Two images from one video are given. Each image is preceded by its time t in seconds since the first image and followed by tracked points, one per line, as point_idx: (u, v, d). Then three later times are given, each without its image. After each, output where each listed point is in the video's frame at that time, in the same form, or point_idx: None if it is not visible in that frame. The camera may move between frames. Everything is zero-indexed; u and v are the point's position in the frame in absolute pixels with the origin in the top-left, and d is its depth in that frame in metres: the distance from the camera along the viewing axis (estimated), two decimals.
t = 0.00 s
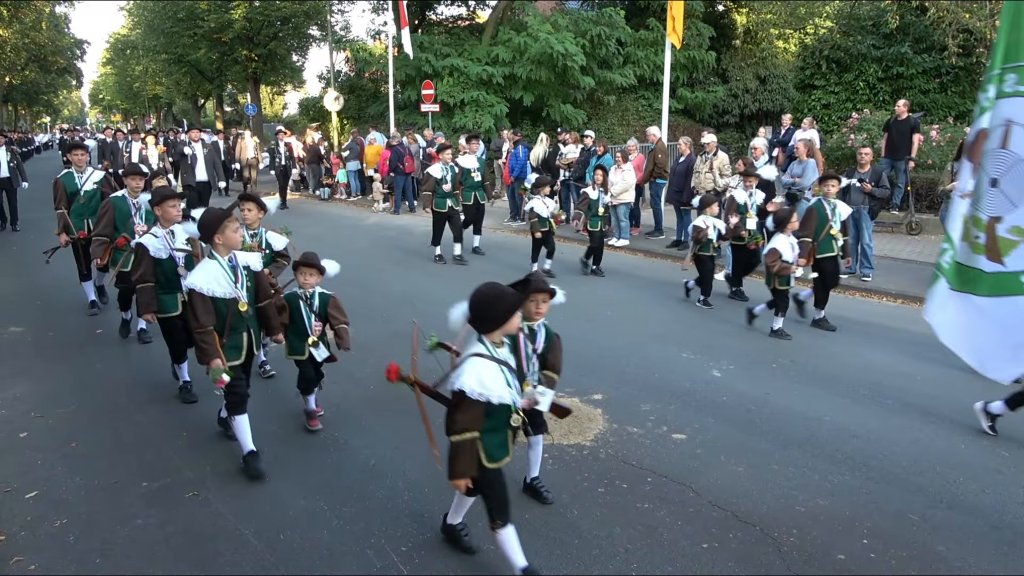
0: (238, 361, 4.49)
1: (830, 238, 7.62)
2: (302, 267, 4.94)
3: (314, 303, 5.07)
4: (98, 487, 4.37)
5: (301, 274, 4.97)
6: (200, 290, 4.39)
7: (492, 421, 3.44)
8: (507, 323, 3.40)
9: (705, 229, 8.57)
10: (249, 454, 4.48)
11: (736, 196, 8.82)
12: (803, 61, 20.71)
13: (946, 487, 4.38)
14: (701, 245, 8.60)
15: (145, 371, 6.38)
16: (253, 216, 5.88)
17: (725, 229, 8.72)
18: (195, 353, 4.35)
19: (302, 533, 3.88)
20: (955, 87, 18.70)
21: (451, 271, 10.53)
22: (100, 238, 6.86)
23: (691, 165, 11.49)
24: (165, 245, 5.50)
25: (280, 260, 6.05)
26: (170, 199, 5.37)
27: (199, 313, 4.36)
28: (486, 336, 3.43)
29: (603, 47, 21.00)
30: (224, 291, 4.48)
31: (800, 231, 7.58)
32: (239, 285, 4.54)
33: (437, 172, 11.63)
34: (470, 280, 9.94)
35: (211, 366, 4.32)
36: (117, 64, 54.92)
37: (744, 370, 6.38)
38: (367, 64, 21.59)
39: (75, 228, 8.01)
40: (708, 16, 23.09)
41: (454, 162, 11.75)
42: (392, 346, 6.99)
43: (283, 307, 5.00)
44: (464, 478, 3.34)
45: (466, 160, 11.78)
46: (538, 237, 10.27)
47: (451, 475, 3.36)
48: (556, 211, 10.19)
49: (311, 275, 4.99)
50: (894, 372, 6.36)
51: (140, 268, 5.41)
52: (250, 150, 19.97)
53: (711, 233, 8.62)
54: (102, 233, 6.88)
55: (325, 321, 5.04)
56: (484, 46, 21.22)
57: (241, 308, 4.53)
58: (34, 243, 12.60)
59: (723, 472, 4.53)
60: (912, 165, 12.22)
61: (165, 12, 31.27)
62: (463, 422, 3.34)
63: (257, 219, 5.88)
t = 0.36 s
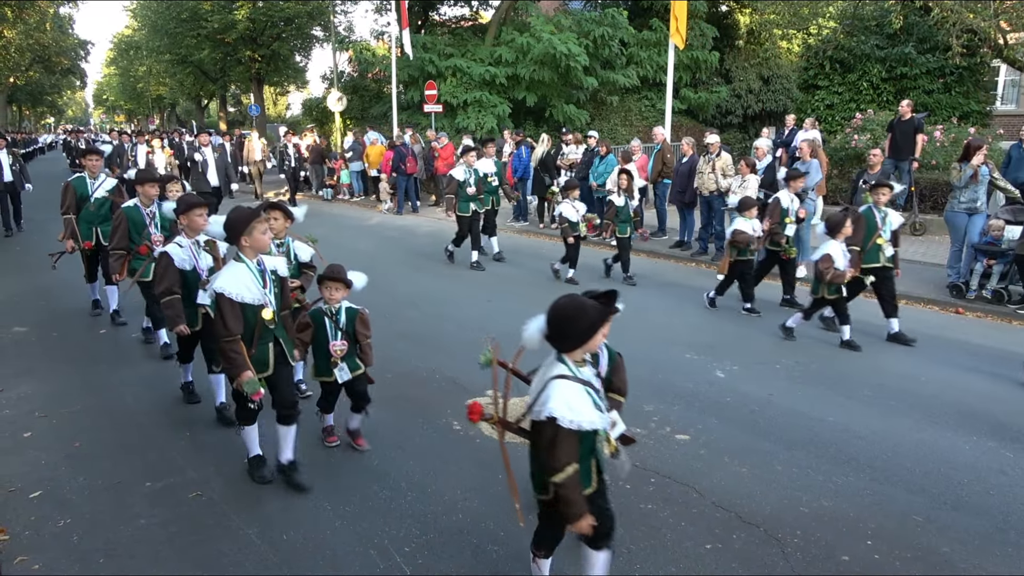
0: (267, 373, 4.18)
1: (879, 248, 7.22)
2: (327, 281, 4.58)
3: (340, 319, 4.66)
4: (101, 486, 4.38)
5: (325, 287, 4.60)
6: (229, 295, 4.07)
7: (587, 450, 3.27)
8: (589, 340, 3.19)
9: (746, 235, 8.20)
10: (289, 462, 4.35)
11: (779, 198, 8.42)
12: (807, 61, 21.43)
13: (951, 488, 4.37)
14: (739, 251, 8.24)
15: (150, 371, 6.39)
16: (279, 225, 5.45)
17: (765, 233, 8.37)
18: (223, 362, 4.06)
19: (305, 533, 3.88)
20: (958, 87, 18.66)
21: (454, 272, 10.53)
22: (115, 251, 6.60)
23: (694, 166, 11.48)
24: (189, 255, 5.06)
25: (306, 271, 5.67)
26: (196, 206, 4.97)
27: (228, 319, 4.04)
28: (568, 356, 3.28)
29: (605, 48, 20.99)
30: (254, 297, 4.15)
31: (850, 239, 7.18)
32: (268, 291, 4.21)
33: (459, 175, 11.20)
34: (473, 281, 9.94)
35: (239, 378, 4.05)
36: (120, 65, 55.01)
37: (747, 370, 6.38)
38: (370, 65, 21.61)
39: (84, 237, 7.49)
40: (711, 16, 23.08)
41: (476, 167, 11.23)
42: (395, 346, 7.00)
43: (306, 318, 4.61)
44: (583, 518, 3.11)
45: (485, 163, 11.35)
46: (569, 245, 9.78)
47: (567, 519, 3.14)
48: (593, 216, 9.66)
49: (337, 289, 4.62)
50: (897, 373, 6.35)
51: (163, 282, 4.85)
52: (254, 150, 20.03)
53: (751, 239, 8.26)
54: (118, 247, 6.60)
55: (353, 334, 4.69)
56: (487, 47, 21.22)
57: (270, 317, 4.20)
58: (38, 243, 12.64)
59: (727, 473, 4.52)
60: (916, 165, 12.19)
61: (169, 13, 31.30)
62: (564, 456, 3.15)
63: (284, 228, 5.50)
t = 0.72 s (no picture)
0: (302, 400, 3.85)
1: (934, 251, 6.88)
2: (371, 293, 4.24)
3: (385, 334, 4.30)
4: (105, 486, 4.39)
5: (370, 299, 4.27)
6: (261, 312, 3.73)
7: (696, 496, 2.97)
8: (707, 370, 2.88)
9: (784, 240, 7.85)
10: (306, 498, 3.95)
11: (818, 202, 8.09)
12: (811, 62, 21.15)
13: (954, 490, 4.36)
14: (779, 257, 7.86)
15: (154, 371, 6.40)
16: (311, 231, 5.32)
17: (804, 237, 7.97)
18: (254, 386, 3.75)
19: (308, 534, 3.89)
20: (963, 88, 18.59)
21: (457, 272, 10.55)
22: (133, 255, 6.23)
23: (698, 166, 11.46)
24: (215, 260, 4.86)
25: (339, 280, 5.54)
26: (222, 207, 4.77)
27: (260, 338, 3.72)
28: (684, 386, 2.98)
29: (609, 49, 20.99)
30: (289, 315, 3.81)
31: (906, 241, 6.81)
32: (306, 309, 3.86)
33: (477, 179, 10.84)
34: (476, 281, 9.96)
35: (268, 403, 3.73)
36: (125, 66, 55.18)
37: (750, 371, 6.38)
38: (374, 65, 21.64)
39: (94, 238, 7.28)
40: (715, 17, 23.08)
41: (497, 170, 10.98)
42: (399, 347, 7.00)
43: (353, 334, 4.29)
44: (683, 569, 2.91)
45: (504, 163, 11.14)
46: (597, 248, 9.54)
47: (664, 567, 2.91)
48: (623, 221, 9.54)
49: (381, 302, 4.28)
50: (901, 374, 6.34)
51: (189, 289, 4.78)
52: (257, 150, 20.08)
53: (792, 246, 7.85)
54: (136, 250, 6.25)
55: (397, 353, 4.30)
56: (490, 48, 21.25)
57: (307, 337, 3.86)
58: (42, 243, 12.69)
59: (729, 474, 4.52)
60: (920, 166, 12.16)
61: (173, 13, 31.38)
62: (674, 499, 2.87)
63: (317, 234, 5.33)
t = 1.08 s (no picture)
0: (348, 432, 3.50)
1: (990, 255, 6.66)
2: (418, 310, 3.86)
3: (434, 352, 3.97)
4: (110, 484, 4.40)
5: (418, 317, 3.88)
6: (306, 341, 3.39)
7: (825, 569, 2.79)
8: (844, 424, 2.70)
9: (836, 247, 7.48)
10: (366, 547, 3.51)
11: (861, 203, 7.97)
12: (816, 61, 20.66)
13: (959, 490, 4.35)
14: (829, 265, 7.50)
15: (159, 370, 6.41)
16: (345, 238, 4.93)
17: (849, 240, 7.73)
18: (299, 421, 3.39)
19: (312, 533, 3.89)
20: (968, 87, 18.47)
21: (460, 271, 10.55)
22: (161, 258, 5.99)
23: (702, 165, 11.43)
24: (243, 271, 4.47)
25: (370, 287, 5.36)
26: (249, 216, 4.37)
27: (305, 368, 3.37)
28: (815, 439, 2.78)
29: (612, 48, 20.95)
30: (335, 341, 3.46)
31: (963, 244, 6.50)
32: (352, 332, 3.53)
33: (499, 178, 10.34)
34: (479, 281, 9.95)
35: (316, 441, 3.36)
36: (129, 65, 55.29)
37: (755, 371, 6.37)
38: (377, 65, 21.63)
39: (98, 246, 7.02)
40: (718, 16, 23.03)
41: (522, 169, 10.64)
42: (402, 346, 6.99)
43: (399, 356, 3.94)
44: None
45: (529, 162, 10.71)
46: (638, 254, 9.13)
47: None
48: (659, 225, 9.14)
49: (430, 318, 3.90)
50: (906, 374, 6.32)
51: (212, 302, 4.34)
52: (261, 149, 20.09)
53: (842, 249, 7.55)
54: (164, 253, 6.02)
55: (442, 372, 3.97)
56: (494, 47, 21.27)
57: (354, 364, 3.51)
58: (46, 243, 12.72)
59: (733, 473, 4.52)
60: (925, 165, 12.13)
61: (177, 13, 31.41)
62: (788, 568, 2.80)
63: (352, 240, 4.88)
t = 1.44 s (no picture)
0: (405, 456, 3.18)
1: None
2: (481, 327, 3.54)
3: (495, 374, 3.62)
4: (115, 483, 4.41)
5: (482, 335, 3.57)
6: (364, 352, 3.06)
7: None
8: None
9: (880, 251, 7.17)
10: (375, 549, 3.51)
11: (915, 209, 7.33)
12: (820, 60, 20.77)
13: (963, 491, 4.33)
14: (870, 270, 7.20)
15: (163, 370, 6.41)
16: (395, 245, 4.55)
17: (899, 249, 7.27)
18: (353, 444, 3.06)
19: (316, 533, 3.89)
20: (973, 87, 18.40)
21: (464, 272, 10.54)
22: (180, 272, 5.69)
23: (706, 165, 11.41)
24: (287, 290, 4.16)
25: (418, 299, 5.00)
26: (298, 231, 4.00)
27: (362, 384, 3.04)
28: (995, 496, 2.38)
29: (617, 48, 20.94)
30: (393, 353, 3.13)
31: None
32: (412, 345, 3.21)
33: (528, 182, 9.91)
34: (482, 281, 9.96)
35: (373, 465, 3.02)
36: (134, 65, 55.44)
37: (759, 372, 6.36)
38: (382, 65, 21.65)
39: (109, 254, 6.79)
40: (723, 16, 23.01)
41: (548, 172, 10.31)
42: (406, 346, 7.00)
43: (458, 375, 3.58)
44: None
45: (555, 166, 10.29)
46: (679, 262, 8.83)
47: None
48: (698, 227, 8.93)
49: (494, 336, 3.58)
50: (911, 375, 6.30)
51: (254, 322, 4.00)
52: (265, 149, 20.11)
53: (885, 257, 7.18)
54: (182, 267, 5.70)
55: (503, 396, 3.63)
56: (499, 47, 21.28)
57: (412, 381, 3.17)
58: (51, 242, 12.77)
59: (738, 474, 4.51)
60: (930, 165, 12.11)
61: (182, 13, 31.52)
62: None
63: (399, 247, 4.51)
